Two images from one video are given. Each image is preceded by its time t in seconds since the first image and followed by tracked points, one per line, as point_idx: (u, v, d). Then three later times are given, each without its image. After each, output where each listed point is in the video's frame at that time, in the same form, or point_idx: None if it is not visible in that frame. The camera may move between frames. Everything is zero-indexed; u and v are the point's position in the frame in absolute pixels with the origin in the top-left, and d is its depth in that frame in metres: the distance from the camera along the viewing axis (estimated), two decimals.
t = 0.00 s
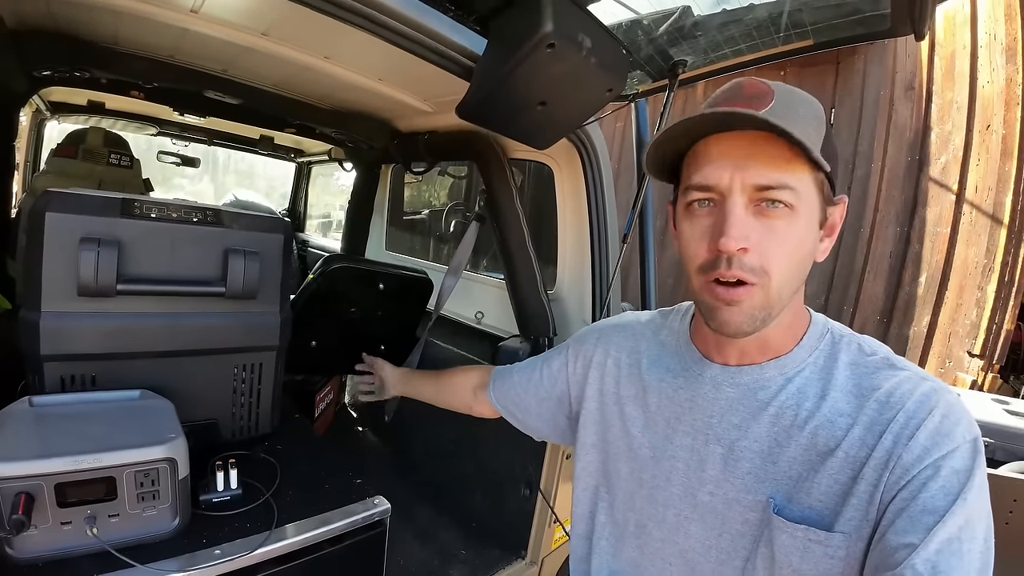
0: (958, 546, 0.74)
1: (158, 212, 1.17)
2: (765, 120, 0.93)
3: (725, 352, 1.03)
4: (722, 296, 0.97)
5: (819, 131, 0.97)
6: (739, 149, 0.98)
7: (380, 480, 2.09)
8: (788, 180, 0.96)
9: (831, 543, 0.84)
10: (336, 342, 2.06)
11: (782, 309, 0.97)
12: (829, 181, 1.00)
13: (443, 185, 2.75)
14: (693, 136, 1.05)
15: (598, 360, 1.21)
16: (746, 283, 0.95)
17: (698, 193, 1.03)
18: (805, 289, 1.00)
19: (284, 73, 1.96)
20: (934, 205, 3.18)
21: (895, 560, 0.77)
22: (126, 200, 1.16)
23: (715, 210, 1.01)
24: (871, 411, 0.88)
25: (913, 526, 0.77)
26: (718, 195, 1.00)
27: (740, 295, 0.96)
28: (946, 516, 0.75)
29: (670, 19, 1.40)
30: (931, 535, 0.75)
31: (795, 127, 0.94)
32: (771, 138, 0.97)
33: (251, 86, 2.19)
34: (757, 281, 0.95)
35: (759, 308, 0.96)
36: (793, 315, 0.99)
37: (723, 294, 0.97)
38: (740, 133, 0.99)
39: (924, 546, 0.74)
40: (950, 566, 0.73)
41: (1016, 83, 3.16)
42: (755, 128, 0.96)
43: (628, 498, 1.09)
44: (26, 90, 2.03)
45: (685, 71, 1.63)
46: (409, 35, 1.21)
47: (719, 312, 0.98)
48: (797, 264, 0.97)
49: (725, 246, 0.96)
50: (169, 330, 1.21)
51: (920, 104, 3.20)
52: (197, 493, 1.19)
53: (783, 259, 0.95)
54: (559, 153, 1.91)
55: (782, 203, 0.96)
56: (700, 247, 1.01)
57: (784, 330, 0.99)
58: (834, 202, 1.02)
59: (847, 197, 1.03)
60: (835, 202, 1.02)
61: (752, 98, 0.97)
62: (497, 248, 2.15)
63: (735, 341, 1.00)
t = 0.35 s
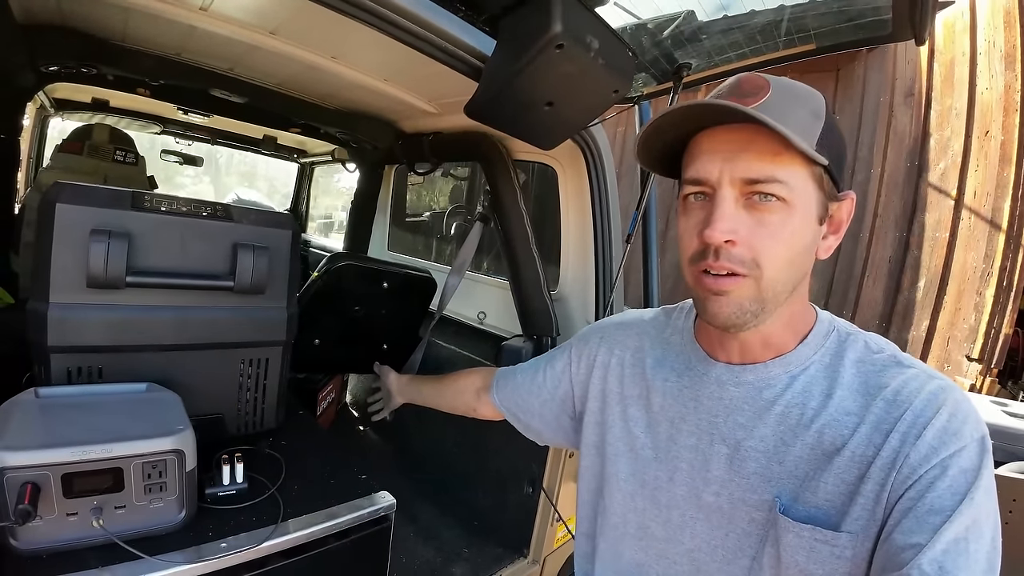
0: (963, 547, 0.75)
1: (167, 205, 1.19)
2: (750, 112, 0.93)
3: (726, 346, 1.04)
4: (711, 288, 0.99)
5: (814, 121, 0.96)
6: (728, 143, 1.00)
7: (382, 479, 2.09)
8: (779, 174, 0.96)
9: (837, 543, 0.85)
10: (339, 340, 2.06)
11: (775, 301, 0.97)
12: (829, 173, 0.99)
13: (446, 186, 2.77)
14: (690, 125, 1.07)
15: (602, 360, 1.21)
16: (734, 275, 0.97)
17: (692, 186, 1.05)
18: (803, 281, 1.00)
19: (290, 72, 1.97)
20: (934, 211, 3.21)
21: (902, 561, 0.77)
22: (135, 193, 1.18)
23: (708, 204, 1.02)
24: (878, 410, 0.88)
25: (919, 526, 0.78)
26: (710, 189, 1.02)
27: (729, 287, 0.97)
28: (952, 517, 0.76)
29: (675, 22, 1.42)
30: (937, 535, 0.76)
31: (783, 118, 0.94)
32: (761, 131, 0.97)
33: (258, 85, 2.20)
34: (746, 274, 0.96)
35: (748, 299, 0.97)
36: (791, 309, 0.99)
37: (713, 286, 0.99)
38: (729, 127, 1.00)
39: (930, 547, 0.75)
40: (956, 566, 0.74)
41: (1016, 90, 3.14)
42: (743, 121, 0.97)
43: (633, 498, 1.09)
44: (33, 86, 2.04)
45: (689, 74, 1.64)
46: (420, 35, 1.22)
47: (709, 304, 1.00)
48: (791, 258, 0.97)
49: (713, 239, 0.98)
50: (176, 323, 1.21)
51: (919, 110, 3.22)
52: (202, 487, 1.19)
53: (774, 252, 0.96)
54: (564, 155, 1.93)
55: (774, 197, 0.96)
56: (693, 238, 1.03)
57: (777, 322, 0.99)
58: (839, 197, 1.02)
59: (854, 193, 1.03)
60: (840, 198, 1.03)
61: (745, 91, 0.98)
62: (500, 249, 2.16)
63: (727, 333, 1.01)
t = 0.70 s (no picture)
0: (965, 544, 0.75)
1: (166, 204, 1.18)
2: (766, 105, 0.94)
3: (730, 343, 1.04)
4: (724, 282, 0.99)
5: (825, 116, 0.96)
6: (742, 137, 1.00)
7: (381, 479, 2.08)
8: (791, 168, 0.97)
9: (839, 541, 0.85)
10: (338, 339, 2.06)
11: (786, 296, 0.98)
12: (837, 170, 1.00)
13: (444, 186, 2.76)
14: (703, 120, 1.07)
15: (604, 357, 1.21)
16: (747, 269, 0.97)
17: (702, 181, 1.05)
18: (812, 277, 1.01)
19: (289, 72, 1.97)
20: (930, 211, 3.22)
21: (904, 559, 0.78)
22: (134, 192, 1.17)
23: (719, 199, 1.03)
24: (881, 407, 0.89)
25: (921, 524, 0.78)
26: (722, 183, 1.02)
27: (742, 281, 0.98)
28: (955, 515, 0.77)
29: (674, 22, 1.42)
30: (940, 533, 0.76)
31: (798, 112, 0.95)
32: (774, 126, 0.98)
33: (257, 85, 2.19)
34: (759, 267, 0.97)
35: (760, 294, 0.97)
36: (801, 304, 1.00)
37: (725, 280, 0.99)
38: (742, 121, 1.01)
39: (932, 544, 0.76)
40: (958, 563, 0.74)
41: (1011, 90, 3.20)
42: (757, 114, 0.97)
43: (633, 496, 1.09)
44: (31, 86, 2.03)
45: (687, 74, 1.65)
46: (420, 34, 1.22)
47: (721, 298, 1.00)
48: (803, 253, 0.98)
49: (725, 232, 0.98)
50: (175, 322, 1.21)
51: (915, 111, 3.24)
52: (201, 486, 1.19)
53: (787, 246, 0.96)
54: (562, 154, 1.93)
55: (786, 191, 0.97)
56: (703, 233, 1.03)
57: (788, 317, 0.99)
58: (846, 194, 1.03)
59: (860, 189, 1.04)
60: (847, 194, 1.04)
61: (758, 86, 0.99)
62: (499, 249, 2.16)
63: (737, 328, 1.01)
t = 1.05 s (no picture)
0: (963, 549, 0.76)
1: (159, 215, 1.18)
2: (769, 103, 0.95)
3: (728, 347, 1.04)
4: (724, 280, 0.98)
5: (823, 121, 0.98)
6: (743, 137, 1.01)
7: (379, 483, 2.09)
8: (790, 169, 0.97)
9: (837, 545, 0.85)
10: (335, 345, 2.06)
11: (784, 298, 0.98)
12: (834, 174, 1.00)
13: (440, 189, 2.76)
14: (705, 119, 1.08)
15: (600, 361, 1.22)
16: (747, 268, 0.97)
17: (702, 181, 1.05)
18: (808, 281, 1.01)
19: (282, 77, 1.96)
20: (927, 209, 3.21)
21: (902, 563, 0.78)
22: (127, 203, 1.17)
23: (719, 199, 1.03)
24: (878, 411, 0.89)
25: (919, 528, 0.78)
26: (722, 183, 1.02)
27: (742, 279, 0.97)
28: (953, 519, 0.77)
29: (666, 24, 1.43)
30: (938, 538, 0.77)
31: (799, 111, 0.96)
32: (776, 126, 0.99)
33: (251, 90, 2.19)
34: (759, 266, 0.96)
35: (759, 295, 0.97)
36: (799, 308, 1.01)
37: (725, 278, 0.99)
38: (744, 121, 1.02)
39: (930, 549, 0.76)
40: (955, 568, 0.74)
41: (1007, 87, 3.30)
42: (759, 113, 0.98)
43: (628, 501, 1.09)
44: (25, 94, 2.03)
45: (680, 77, 1.65)
46: (411, 41, 1.22)
47: (720, 297, 1.00)
48: (801, 255, 0.98)
49: (725, 230, 0.98)
50: (169, 332, 1.21)
51: (911, 111, 3.22)
52: (197, 496, 1.19)
53: (787, 246, 0.96)
54: (556, 157, 1.93)
55: (784, 191, 0.97)
56: (702, 232, 1.03)
57: (785, 319, 1.00)
58: (842, 200, 1.04)
59: (855, 196, 1.05)
60: (843, 200, 1.04)
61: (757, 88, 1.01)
62: (495, 252, 2.16)
63: (736, 329, 1.01)
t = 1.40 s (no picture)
0: (960, 547, 0.75)
1: (155, 219, 1.18)
2: (756, 103, 0.95)
3: (726, 345, 1.04)
4: (717, 279, 0.98)
5: (813, 121, 0.96)
6: (732, 138, 1.01)
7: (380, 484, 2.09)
8: (781, 167, 0.97)
9: (834, 543, 0.85)
10: (333, 348, 2.07)
11: (778, 295, 0.98)
12: (825, 172, 1.00)
13: (438, 190, 2.76)
14: (695, 122, 1.09)
15: (599, 361, 1.21)
16: (739, 266, 0.96)
17: (694, 182, 1.05)
18: (802, 279, 1.00)
19: (278, 79, 1.96)
20: (926, 205, 3.23)
21: (898, 561, 0.77)
22: (122, 208, 1.17)
23: (710, 198, 1.03)
24: (874, 408, 0.89)
25: (916, 526, 0.78)
26: (713, 183, 1.03)
27: (735, 277, 0.97)
28: (949, 517, 0.76)
29: (663, 21, 1.42)
30: (934, 536, 0.76)
31: (786, 110, 0.95)
32: (764, 126, 0.99)
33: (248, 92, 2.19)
34: (751, 264, 0.96)
35: (753, 292, 0.97)
36: (793, 305, 1.00)
37: (718, 277, 0.98)
38: (733, 122, 1.02)
39: (926, 547, 0.75)
40: (951, 566, 0.74)
41: (1006, 80, 3.24)
42: (747, 114, 0.99)
43: (627, 501, 1.09)
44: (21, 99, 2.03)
45: (677, 74, 1.64)
46: (405, 42, 1.22)
47: (714, 296, 0.99)
48: (794, 252, 0.97)
49: (716, 229, 0.98)
50: (167, 336, 1.21)
51: (909, 105, 3.23)
52: (197, 500, 1.19)
53: (779, 244, 0.96)
54: (553, 156, 1.93)
55: (775, 189, 0.97)
56: (694, 232, 1.03)
57: (779, 317, 0.99)
58: (835, 197, 1.04)
59: (848, 192, 1.04)
60: (836, 197, 1.04)
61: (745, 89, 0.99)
62: (493, 252, 2.16)
63: (731, 327, 1.00)
